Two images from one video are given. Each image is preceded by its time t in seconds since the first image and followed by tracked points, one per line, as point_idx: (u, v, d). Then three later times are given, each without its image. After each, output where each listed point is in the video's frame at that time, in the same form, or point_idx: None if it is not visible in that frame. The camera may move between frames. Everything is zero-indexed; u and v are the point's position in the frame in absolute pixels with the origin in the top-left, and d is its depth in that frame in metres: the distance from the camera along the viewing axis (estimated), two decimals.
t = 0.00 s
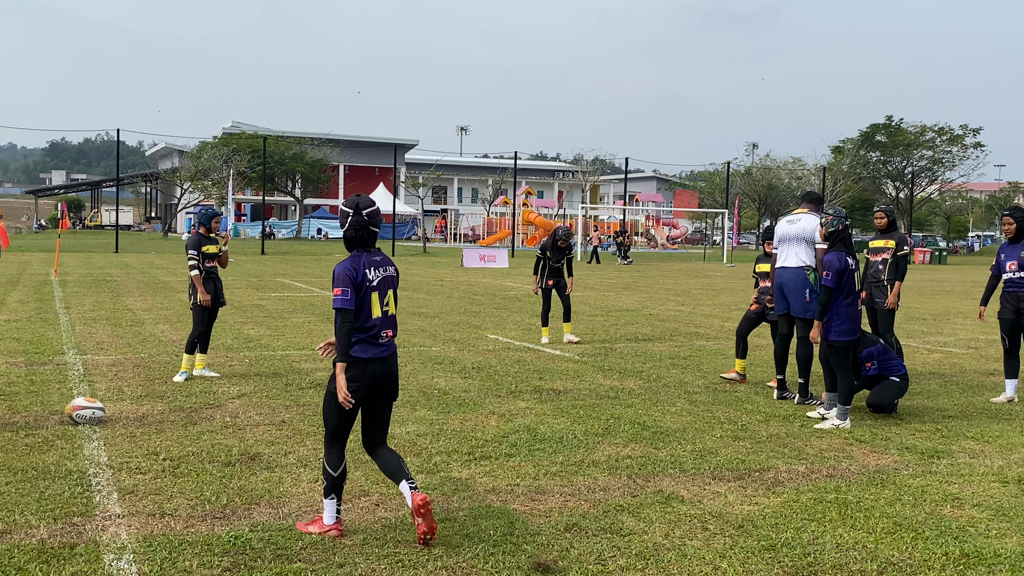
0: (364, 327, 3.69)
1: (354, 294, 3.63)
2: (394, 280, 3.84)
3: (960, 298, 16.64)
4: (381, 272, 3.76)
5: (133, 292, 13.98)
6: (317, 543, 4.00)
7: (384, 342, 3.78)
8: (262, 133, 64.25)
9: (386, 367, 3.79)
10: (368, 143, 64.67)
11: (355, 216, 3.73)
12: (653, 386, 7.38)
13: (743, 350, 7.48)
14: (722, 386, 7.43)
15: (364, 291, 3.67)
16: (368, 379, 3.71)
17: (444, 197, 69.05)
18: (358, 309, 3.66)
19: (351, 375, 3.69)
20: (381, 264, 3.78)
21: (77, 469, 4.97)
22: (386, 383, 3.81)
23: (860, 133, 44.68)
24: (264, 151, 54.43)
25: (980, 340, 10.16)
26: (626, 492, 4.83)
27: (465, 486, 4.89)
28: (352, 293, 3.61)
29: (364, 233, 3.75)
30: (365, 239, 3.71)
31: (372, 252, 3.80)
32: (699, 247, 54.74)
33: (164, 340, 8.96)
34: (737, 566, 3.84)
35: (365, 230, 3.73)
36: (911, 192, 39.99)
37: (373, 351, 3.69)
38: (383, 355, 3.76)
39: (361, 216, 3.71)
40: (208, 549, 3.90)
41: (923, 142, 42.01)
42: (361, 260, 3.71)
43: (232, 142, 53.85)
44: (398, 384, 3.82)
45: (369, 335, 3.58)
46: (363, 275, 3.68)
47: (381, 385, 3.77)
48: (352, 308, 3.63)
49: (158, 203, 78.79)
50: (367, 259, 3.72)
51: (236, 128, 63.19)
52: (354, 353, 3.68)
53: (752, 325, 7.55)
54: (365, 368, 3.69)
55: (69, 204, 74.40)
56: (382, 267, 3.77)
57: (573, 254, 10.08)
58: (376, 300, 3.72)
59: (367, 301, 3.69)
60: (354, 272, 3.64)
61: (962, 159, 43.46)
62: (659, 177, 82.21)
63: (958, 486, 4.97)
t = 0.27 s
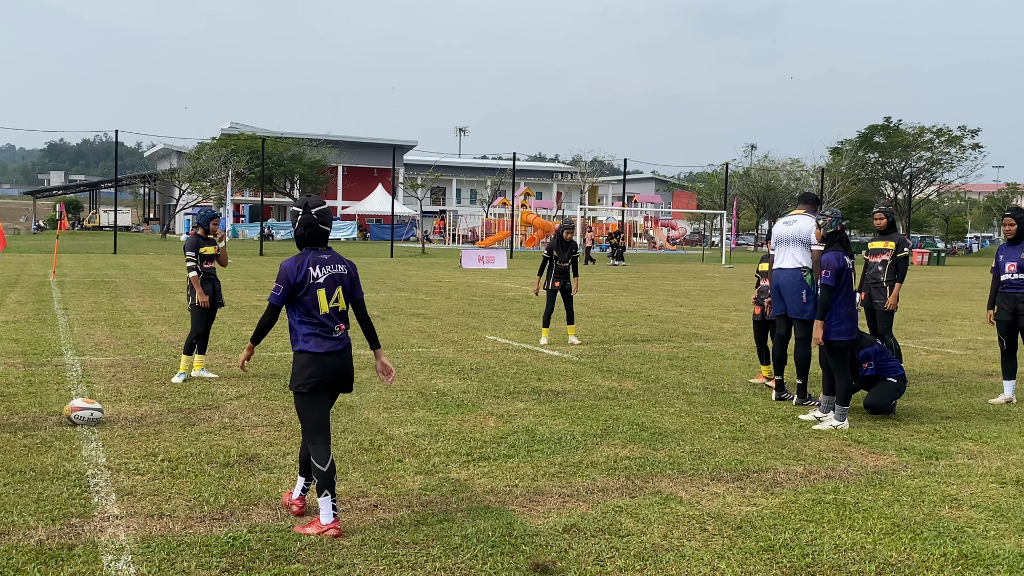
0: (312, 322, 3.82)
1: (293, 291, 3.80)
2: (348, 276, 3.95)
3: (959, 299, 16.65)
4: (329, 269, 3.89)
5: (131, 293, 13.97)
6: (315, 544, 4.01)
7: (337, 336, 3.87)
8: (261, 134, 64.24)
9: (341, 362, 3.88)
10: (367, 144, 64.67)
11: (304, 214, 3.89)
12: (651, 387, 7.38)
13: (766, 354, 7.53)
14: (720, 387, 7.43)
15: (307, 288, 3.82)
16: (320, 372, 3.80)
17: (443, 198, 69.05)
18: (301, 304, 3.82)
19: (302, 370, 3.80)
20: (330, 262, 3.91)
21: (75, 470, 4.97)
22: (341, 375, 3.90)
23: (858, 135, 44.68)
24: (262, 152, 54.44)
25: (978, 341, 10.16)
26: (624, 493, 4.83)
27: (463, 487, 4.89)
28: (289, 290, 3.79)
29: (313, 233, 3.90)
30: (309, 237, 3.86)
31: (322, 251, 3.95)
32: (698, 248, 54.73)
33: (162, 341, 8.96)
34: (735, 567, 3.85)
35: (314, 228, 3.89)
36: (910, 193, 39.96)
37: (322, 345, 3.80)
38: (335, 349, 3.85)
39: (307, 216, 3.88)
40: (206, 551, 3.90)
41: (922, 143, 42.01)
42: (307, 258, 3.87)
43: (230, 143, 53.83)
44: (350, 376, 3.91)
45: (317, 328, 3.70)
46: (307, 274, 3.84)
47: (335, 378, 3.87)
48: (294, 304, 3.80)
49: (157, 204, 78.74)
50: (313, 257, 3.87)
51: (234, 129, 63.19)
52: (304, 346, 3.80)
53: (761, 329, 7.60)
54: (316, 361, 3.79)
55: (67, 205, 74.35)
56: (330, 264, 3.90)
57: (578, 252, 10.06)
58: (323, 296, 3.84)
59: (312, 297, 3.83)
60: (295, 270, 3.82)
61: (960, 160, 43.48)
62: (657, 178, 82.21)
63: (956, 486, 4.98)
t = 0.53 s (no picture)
0: (274, 317, 3.97)
1: (258, 286, 3.96)
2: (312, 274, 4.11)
3: (957, 300, 16.66)
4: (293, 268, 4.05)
5: (129, 294, 13.94)
6: (313, 545, 4.00)
7: (299, 331, 4.01)
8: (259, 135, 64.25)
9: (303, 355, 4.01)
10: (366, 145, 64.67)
11: (276, 211, 4.03)
12: (650, 388, 7.38)
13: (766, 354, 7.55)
14: (719, 388, 7.43)
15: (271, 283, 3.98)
16: (283, 365, 3.93)
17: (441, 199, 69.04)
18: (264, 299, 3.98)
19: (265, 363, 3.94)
20: (295, 260, 4.07)
21: (73, 471, 4.96)
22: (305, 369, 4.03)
23: (856, 136, 44.70)
24: (261, 153, 54.44)
25: (977, 342, 10.16)
26: (623, 494, 4.83)
27: (462, 488, 4.89)
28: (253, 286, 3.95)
29: (280, 231, 4.04)
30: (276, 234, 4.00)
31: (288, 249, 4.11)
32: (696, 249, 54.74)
33: (160, 342, 8.95)
34: (734, 567, 3.85)
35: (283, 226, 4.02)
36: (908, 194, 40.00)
37: (285, 339, 3.93)
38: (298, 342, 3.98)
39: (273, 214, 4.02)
40: (205, 551, 3.90)
41: (920, 144, 42.06)
42: (272, 256, 4.02)
43: (228, 144, 53.81)
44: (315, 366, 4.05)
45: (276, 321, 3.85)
46: (271, 269, 4.00)
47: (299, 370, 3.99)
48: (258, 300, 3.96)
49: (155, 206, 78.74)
50: (279, 254, 4.02)
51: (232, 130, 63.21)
52: (268, 341, 3.95)
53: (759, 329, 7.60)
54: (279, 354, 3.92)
55: (65, 206, 74.23)
56: (294, 262, 4.06)
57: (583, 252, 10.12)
58: (286, 292, 3.99)
59: (275, 293, 3.98)
60: (260, 266, 3.98)
61: (958, 161, 43.53)
62: (656, 179, 82.23)
63: (954, 487, 4.98)
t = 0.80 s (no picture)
0: (244, 312, 4.26)
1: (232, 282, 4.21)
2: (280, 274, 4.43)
3: (956, 300, 16.67)
4: (263, 266, 4.35)
5: (127, 295, 13.92)
6: (313, 546, 4.00)
7: (266, 327, 4.32)
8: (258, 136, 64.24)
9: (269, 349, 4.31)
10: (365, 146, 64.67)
11: (249, 213, 4.34)
12: (649, 388, 7.38)
13: (763, 355, 7.56)
14: (718, 388, 7.43)
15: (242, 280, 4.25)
16: (249, 358, 4.24)
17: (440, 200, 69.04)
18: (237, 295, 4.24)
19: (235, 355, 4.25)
20: (264, 258, 4.38)
21: (72, 472, 4.96)
22: (273, 362, 4.33)
23: (855, 137, 44.71)
24: (259, 153, 54.45)
25: (976, 342, 10.17)
26: (622, 494, 4.83)
27: (461, 489, 4.89)
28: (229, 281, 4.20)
29: (251, 231, 4.35)
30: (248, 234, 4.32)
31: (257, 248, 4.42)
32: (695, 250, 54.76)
33: (159, 343, 8.94)
34: (733, 568, 3.85)
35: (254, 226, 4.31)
36: (907, 195, 40.04)
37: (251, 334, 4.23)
38: (263, 337, 4.29)
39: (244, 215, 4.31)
40: (204, 551, 3.90)
41: (919, 145, 42.12)
42: (243, 253, 4.31)
43: (227, 145, 53.81)
44: (285, 361, 4.31)
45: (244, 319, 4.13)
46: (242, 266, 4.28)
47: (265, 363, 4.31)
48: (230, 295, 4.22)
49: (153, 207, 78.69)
50: (248, 253, 4.31)
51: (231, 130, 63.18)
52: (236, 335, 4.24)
53: (757, 329, 7.61)
54: (246, 348, 4.23)
55: (63, 207, 74.18)
56: (263, 260, 4.36)
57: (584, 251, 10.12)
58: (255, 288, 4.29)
59: (246, 289, 4.26)
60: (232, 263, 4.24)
61: (957, 162, 43.58)
62: (655, 180, 82.27)
63: (953, 487, 4.98)
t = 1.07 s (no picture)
0: (204, 310, 4.47)
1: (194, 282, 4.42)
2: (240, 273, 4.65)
3: (955, 301, 16.68)
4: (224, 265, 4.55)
5: (126, 294, 13.92)
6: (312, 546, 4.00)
7: (225, 323, 4.53)
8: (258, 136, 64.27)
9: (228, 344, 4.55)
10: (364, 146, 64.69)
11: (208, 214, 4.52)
12: (647, 389, 7.39)
13: (761, 355, 7.55)
14: (717, 389, 7.44)
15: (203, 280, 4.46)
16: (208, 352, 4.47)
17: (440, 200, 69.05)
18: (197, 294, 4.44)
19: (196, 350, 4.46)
20: (224, 257, 4.58)
21: (71, 471, 4.96)
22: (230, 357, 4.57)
23: (855, 137, 44.73)
24: (259, 153, 54.47)
25: (975, 343, 10.18)
26: (621, 495, 4.83)
27: (460, 489, 4.89)
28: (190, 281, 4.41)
29: (211, 233, 4.56)
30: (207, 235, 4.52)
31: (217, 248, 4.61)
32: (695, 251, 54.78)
33: (158, 343, 8.94)
34: (732, 568, 3.85)
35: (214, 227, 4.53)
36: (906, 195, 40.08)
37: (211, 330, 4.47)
38: (223, 333, 4.51)
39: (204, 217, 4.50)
40: (203, 552, 3.89)
41: (918, 145, 42.18)
42: (204, 253, 4.51)
43: (226, 145, 53.84)
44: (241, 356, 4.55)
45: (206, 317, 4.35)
46: (203, 266, 4.48)
47: (224, 359, 4.54)
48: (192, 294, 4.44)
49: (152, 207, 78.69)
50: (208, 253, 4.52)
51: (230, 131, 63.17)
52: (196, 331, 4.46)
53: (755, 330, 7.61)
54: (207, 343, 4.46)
55: (63, 207, 74.16)
56: (223, 259, 4.56)
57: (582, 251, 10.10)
58: (216, 287, 4.50)
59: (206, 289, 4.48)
60: (194, 263, 4.45)
61: (957, 162, 43.63)
62: (655, 180, 82.34)
63: (953, 487, 4.98)
